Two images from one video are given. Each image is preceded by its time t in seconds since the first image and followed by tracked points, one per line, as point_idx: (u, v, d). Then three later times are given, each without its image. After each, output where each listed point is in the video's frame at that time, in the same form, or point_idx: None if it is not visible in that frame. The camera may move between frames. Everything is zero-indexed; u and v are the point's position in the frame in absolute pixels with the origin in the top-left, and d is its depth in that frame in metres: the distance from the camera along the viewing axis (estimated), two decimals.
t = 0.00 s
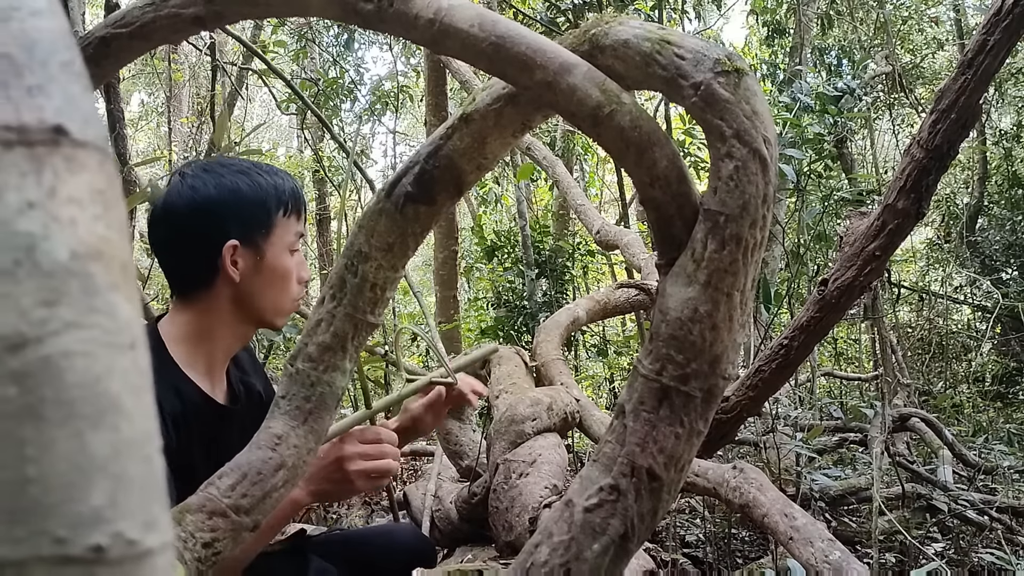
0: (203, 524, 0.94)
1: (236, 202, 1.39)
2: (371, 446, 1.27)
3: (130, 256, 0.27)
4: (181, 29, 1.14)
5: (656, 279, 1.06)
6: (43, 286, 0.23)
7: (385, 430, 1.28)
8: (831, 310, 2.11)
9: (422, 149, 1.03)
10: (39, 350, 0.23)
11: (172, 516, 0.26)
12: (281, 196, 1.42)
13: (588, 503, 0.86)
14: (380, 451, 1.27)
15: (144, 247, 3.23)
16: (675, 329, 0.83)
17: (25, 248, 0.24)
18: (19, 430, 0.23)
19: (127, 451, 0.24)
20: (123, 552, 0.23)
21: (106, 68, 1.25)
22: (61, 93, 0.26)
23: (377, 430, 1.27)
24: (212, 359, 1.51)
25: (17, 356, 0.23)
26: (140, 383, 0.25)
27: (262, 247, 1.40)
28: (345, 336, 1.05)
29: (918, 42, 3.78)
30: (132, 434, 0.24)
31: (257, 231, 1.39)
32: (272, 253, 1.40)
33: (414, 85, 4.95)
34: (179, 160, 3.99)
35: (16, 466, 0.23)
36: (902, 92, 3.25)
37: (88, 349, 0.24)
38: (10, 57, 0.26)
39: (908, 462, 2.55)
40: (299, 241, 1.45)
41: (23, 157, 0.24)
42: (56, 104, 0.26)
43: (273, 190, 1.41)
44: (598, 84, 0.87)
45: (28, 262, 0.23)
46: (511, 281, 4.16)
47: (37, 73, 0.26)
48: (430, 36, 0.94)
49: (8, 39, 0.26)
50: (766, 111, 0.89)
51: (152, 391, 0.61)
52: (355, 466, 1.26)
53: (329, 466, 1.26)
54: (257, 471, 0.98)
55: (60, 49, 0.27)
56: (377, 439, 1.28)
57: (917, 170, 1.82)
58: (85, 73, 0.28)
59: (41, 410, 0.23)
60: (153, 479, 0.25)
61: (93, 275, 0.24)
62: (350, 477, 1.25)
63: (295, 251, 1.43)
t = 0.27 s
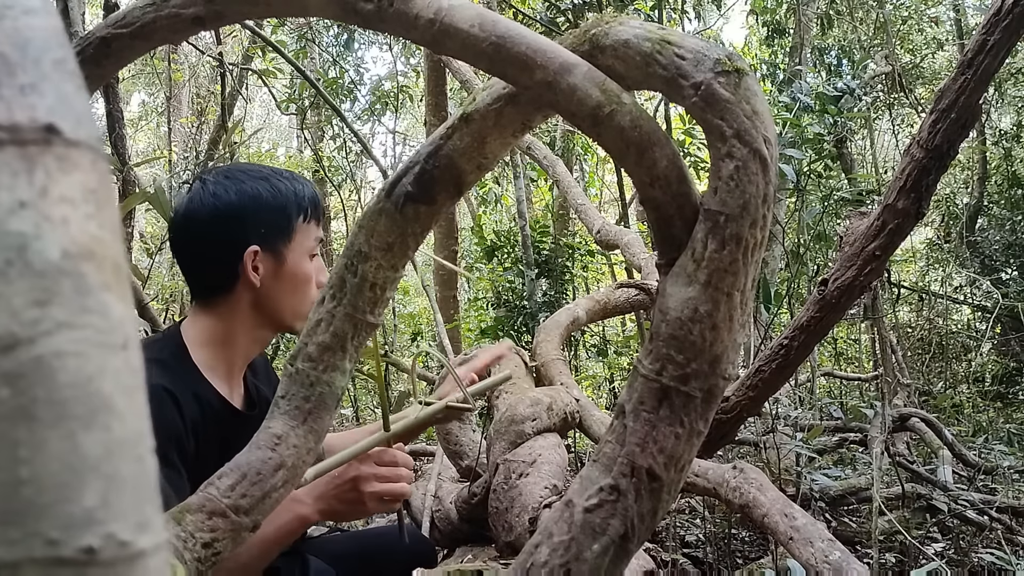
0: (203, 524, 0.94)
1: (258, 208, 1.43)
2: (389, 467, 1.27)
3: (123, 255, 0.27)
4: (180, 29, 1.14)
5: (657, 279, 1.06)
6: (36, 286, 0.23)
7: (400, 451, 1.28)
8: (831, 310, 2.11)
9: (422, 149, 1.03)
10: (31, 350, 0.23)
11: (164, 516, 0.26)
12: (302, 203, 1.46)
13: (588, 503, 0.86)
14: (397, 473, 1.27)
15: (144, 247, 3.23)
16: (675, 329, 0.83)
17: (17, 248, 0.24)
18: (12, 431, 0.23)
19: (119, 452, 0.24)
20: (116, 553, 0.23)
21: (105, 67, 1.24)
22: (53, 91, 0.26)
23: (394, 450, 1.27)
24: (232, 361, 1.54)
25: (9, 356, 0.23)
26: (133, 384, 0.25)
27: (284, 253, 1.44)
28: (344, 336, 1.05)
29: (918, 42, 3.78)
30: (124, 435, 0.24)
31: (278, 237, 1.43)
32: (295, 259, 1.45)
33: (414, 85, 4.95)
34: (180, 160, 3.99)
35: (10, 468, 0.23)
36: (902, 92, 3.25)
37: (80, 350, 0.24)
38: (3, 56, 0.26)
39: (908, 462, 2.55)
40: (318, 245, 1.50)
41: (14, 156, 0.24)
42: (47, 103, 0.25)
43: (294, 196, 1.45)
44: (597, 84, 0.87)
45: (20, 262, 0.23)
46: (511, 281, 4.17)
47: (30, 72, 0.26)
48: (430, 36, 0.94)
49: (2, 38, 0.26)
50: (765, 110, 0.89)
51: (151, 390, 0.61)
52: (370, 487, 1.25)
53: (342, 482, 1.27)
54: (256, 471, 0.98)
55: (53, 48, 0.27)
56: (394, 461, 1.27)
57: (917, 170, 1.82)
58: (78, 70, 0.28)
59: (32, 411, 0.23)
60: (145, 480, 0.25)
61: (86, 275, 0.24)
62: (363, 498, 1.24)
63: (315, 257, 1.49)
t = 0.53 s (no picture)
0: (203, 523, 0.94)
1: (250, 203, 1.44)
2: (404, 466, 1.21)
3: (131, 256, 0.27)
4: (181, 29, 1.14)
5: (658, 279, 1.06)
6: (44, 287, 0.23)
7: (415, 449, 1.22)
8: (831, 310, 2.11)
9: (422, 149, 1.03)
10: (40, 351, 0.23)
11: (172, 517, 0.26)
12: (299, 200, 1.45)
13: (588, 503, 0.86)
14: (410, 472, 1.21)
15: (145, 247, 3.23)
16: (675, 329, 0.83)
17: (26, 249, 0.24)
18: (20, 431, 0.23)
19: (127, 453, 0.24)
20: (123, 553, 0.23)
21: (106, 67, 1.24)
22: (61, 93, 0.26)
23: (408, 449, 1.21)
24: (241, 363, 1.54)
25: (18, 357, 0.23)
26: (141, 385, 0.25)
27: (274, 248, 1.42)
28: (345, 336, 1.05)
29: (918, 42, 3.78)
30: (131, 436, 0.24)
31: (268, 232, 1.42)
32: (291, 257, 1.43)
33: (414, 85, 4.95)
34: (180, 159, 4.00)
35: (17, 468, 0.23)
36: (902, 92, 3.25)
37: (89, 351, 0.24)
38: (10, 58, 0.26)
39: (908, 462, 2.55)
40: (321, 246, 1.46)
41: (22, 157, 0.24)
42: (56, 105, 0.26)
43: (290, 193, 1.45)
44: (598, 84, 0.87)
45: (29, 264, 0.23)
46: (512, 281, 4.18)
47: (38, 74, 0.26)
48: (431, 36, 0.94)
49: (9, 40, 0.26)
50: (766, 111, 0.89)
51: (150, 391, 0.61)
52: (381, 483, 1.19)
53: (356, 477, 1.22)
54: (257, 471, 0.98)
55: (61, 49, 0.27)
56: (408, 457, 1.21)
57: (917, 170, 1.82)
58: (87, 73, 0.28)
59: (41, 411, 0.23)
60: (154, 481, 0.25)
61: (94, 276, 0.24)
62: (376, 493, 1.19)
63: (312, 255, 1.44)
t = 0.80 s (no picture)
0: (203, 524, 0.93)
1: (253, 205, 1.46)
2: (414, 462, 1.19)
3: (129, 256, 0.27)
4: (181, 29, 1.14)
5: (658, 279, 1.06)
6: (42, 288, 0.23)
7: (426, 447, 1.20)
8: (831, 310, 2.11)
9: (422, 149, 1.03)
10: (39, 351, 0.23)
11: (169, 516, 0.26)
12: (297, 204, 1.45)
13: (588, 503, 0.86)
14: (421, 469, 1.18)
15: (145, 246, 3.22)
16: (675, 329, 0.83)
17: (24, 248, 0.24)
18: (17, 431, 0.23)
19: (126, 452, 0.24)
20: (122, 553, 0.23)
21: (106, 66, 1.24)
22: (59, 93, 0.26)
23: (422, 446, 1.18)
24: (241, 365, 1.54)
25: (15, 358, 0.23)
26: (139, 384, 0.25)
27: (267, 252, 1.43)
28: (345, 336, 1.05)
29: (918, 42, 3.78)
30: (130, 435, 0.24)
31: (264, 236, 1.44)
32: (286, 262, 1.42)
33: (414, 85, 4.95)
34: (180, 159, 4.00)
35: (15, 468, 0.23)
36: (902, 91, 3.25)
37: (88, 351, 0.24)
38: (8, 57, 0.26)
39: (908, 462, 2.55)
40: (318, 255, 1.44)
41: (21, 157, 0.24)
42: (54, 104, 0.26)
43: (293, 200, 1.45)
44: (598, 85, 0.87)
45: (27, 263, 0.23)
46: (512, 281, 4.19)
47: (36, 74, 0.26)
48: (431, 36, 0.94)
49: (8, 39, 0.26)
50: (766, 111, 0.89)
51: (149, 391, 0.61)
52: (393, 478, 1.17)
53: (368, 471, 1.18)
54: (257, 471, 0.98)
55: (59, 49, 0.27)
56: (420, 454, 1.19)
57: (917, 170, 1.81)
58: (85, 72, 0.28)
59: (39, 411, 0.23)
60: (151, 480, 0.25)
61: (92, 276, 0.24)
62: (387, 488, 1.16)
63: (307, 263, 1.43)
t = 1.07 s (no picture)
0: (203, 523, 0.93)
1: (260, 213, 1.46)
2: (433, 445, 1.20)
3: (127, 257, 0.27)
4: (181, 29, 1.14)
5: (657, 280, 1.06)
6: (39, 287, 0.23)
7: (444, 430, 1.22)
8: (831, 310, 2.11)
9: (422, 149, 1.03)
10: (35, 350, 0.23)
11: (168, 516, 0.26)
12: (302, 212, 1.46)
13: (588, 503, 0.86)
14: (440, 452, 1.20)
15: (145, 246, 3.22)
16: (675, 329, 0.83)
17: (22, 248, 0.24)
18: (16, 431, 0.23)
19: (123, 452, 0.24)
20: (119, 553, 0.23)
21: (105, 66, 1.24)
22: (56, 93, 0.26)
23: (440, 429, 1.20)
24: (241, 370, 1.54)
25: (13, 358, 0.23)
26: (136, 385, 0.25)
27: (272, 261, 1.44)
28: (345, 336, 1.05)
29: (918, 42, 3.78)
30: (127, 436, 0.24)
31: (270, 244, 1.44)
32: (289, 268, 1.43)
33: (414, 85, 4.95)
34: (180, 159, 4.00)
35: (14, 468, 0.23)
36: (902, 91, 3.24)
37: (85, 351, 0.24)
38: (6, 57, 0.26)
39: (908, 462, 2.55)
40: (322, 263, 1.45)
41: (18, 157, 0.24)
42: (51, 104, 0.26)
43: (301, 210, 1.46)
44: (598, 84, 0.87)
45: (24, 263, 0.23)
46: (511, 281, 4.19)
47: (33, 73, 0.26)
48: (430, 35, 0.94)
49: (5, 39, 0.26)
50: (765, 111, 0.89)
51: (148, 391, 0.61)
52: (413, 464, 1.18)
53: (388, 456, 1.21)
54: (257, 471, 0.97)
55: (57, 48, 0.27)
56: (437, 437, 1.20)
57: (917, 170, 1.81)
58: (83, 72, 0.28)
59: (37, 411, 0.23)
60: (149, 479, 0.25)
61: (90, 276, 0.24)
62: (407, 473, 1.18)
63: (313, 272, 1.44)
